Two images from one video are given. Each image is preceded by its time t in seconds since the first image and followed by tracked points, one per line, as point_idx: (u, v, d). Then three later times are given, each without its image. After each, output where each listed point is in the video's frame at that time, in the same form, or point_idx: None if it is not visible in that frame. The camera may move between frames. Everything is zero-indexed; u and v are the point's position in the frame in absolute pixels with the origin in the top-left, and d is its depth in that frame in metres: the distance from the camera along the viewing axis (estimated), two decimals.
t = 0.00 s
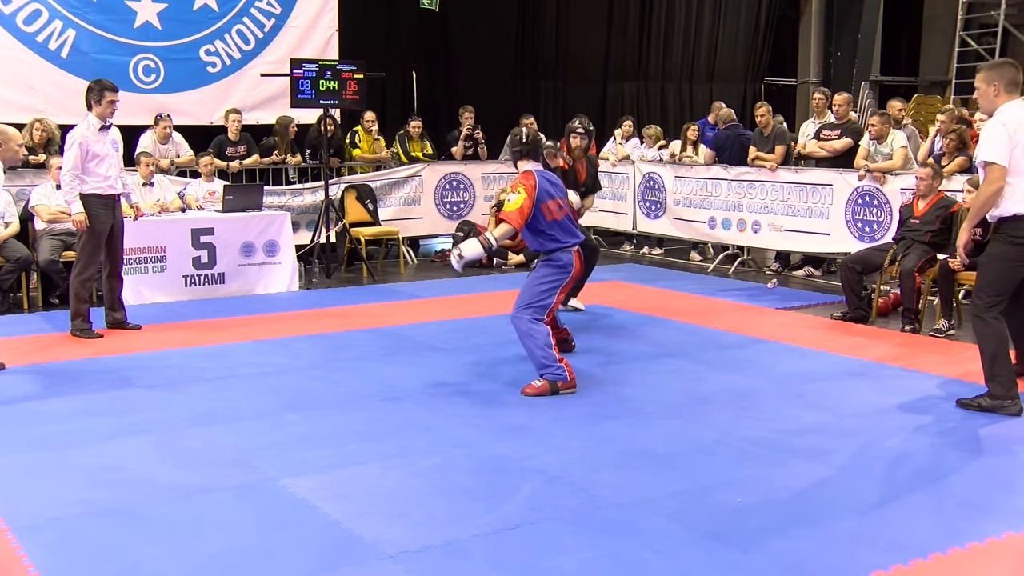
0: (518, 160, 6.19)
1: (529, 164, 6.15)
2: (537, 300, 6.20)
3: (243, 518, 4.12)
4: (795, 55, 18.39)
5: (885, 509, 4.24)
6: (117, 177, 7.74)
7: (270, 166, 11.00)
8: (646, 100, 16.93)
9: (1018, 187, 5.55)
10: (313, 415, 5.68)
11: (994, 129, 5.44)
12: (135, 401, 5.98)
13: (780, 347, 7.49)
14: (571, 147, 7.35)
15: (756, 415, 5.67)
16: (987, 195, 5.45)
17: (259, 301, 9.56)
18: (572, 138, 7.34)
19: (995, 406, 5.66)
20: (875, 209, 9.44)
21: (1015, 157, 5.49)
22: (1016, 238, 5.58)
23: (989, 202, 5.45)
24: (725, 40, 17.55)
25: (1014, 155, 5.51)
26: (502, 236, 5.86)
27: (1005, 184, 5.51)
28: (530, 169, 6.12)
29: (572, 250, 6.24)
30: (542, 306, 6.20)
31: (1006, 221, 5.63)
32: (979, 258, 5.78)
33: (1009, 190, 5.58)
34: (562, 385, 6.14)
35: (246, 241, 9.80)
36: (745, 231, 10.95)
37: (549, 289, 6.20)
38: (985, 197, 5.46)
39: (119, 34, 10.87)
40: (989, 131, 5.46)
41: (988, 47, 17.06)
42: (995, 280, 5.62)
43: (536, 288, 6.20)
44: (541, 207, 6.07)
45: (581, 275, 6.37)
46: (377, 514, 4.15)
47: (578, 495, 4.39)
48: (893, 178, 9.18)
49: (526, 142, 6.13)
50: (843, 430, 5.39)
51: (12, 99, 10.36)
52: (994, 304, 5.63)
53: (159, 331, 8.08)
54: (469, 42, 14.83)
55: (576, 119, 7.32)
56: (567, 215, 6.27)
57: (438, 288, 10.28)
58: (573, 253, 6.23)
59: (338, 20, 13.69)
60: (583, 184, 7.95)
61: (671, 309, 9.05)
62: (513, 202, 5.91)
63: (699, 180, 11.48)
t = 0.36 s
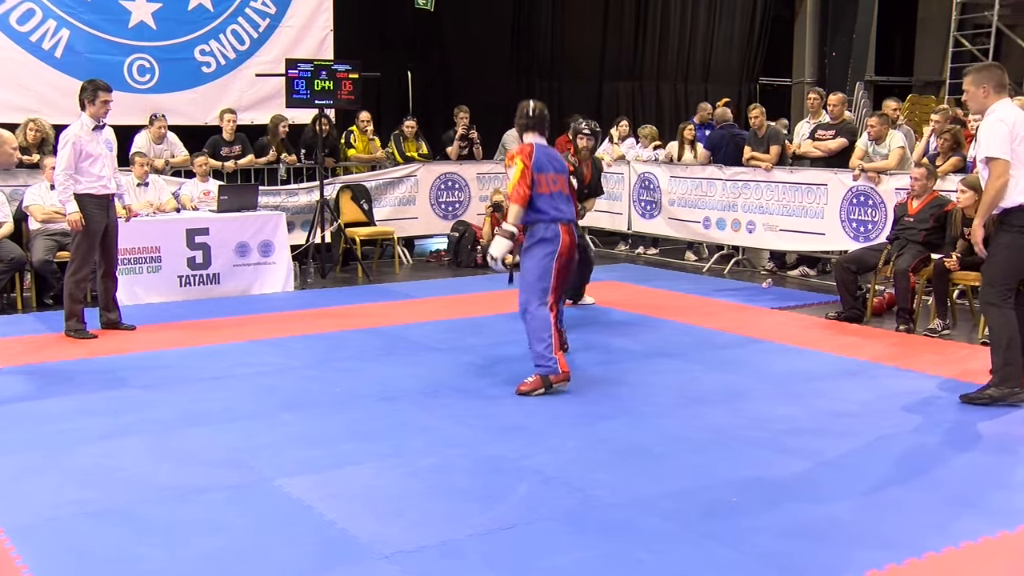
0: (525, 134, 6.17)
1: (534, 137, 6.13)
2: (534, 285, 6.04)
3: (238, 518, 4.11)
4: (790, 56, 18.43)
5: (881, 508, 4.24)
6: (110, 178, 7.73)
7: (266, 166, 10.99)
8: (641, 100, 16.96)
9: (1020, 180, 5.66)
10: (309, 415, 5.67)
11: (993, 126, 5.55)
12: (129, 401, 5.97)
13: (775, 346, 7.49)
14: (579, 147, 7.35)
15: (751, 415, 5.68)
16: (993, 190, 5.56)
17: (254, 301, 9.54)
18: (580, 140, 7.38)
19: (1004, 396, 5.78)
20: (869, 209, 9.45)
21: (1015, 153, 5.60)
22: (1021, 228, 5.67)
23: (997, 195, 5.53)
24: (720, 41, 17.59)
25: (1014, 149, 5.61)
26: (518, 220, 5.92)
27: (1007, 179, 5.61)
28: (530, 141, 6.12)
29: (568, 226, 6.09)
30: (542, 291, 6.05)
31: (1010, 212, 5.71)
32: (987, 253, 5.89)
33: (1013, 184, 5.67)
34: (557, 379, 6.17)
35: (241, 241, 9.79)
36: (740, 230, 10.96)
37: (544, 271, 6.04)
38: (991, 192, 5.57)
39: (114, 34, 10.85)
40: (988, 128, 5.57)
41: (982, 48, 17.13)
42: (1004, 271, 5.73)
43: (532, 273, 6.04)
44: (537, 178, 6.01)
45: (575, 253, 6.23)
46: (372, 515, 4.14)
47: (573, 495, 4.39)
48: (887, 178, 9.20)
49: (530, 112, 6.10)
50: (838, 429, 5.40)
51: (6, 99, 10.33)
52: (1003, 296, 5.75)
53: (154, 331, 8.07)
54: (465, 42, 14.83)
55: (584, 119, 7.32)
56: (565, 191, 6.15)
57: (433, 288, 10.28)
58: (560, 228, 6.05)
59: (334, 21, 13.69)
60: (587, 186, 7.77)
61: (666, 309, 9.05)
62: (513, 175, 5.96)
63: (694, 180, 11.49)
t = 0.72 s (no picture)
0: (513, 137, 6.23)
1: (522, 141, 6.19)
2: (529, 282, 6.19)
3: (224, 520, 4.09)
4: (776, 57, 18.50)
5: (868, 507, 4.26)
6: (93, 178, 7.69)
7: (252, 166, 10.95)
8: (628, 100, 16.98)
9: (996, 175, 5.77)
10: (296, 416, 5.65)
11: (974, 120, 5.65)
12: (115, 402, 5.94)
13: (762, 346, 7.52)
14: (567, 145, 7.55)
15: (738, 415, 5.70)
16: (970, 183, 5.64)
17: (241, 301, 9.51)
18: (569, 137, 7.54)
19: (997, 394, 5.89)
20: (855, 208, 9.49)
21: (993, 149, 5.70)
22: (996, 226, 5.80)
23: (972, 189, 5.62)
24: (706, 41, 17.64)
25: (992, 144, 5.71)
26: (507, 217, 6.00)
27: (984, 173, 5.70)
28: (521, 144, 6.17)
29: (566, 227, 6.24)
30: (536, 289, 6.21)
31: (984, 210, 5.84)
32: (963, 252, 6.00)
33: (988, 179, 5.78)
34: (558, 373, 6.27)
35: (227, 241, 9.75)
36: (727, 230, 10.98)
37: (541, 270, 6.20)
38: (965, 185, 5.65)
39: (98, 33, 10.79)
40: (969, 124, 5.67)
41: (965, 49, 17.25)
42: (985, 270, 5.84)
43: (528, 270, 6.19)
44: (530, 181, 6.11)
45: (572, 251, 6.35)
46: (359, 515, 4.13)
47: (561, 495, 4.39)
48: (873, 177, 9.24)
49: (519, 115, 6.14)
50: (824, 428, 5.42)
51: None
52: (988, 297, 5.86)
53: (140, 332, 8.03)
54: (452, 41, 14.80)
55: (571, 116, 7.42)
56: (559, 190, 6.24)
57: (420, 288, 10.27)
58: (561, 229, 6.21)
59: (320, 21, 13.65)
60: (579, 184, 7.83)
61: (653, 309, 9.06)
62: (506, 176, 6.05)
63: (680, 180, 11.51)
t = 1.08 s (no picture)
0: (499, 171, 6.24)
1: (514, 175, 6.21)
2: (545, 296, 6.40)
3: (213, 521, 4.08)
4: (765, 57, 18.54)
5: (857, 506, 4.27)
6: (82, 178, 7.66)
7: (241, 166, 10.92)
8: (618, 100, 16.99)
9: (974, 181, 5.83)
10: (286, 417, 5.64)
11: (958, 125, 5.67)
12: (104, 403, 5.91)
13: (752, 345, 7.54)
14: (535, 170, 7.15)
15: (728, 414, 5.71)
16: (954, 186, 5.65)
17: (231, 301, 9.49)
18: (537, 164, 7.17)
19: (984, 393, 5.92)
20: (845, 208, 9.52)
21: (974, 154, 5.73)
22: (975, 230, 5.89)
23: (956, 194, 5.63)
24: (696, 42, 17.68)
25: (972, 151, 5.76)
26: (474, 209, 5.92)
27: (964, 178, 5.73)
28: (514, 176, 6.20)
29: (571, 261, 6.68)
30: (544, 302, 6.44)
31: (961, 215, 5.92)
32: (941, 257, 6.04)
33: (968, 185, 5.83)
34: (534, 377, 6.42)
35: (217, 242, 9.73)
36: (717, 230, 11.00)
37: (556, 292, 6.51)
38: (948, 189, 5.66)
39: (86, 33, 10.75)
40: (953, 128, 5.69)
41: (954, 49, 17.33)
42: (965, 273, 5.91)
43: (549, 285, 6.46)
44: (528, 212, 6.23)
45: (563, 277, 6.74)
46: (350, 516, 4.12)
47: (551, 495, 4.39)
48: (862, 177, 9.27)
49: (511, 146, 6.15)
50: (813, 427, 5.44)
51: None
52: (969, 299, 5.93)
53: (130, 333, 8.00)
54: (442, 41, 14.80)
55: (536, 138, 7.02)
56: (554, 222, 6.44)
57: (411, 288, 10.27)
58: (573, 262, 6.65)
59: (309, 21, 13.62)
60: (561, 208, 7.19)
61: (644, 309, 9.06)
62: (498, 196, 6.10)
63: (670, 180, 11.53)
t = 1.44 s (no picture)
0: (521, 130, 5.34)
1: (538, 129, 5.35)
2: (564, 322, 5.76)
3: (211, 521, 4.07)
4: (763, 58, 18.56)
5: (856, 507, 4.27)
6: (80, 178, 7.64)
7: (239, 166, 10.90)
8: (616, 100, 17.00)
9: (964, 183, 5.84)
10: (284, 417, 5.63)
11: (942, 129, 5.72)
12: (101, 404, 5.90)
13: (749, 346, 7.54)
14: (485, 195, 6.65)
15: (724, 414, 5.72)
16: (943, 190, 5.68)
17: (228, 302, 9.48)
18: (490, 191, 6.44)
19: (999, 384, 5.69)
20: (842, 209, 9.53)
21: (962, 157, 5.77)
22: (969, 230, 5.88)
23: (943, 196, 5.66)
24: (693, 43, 17.70)
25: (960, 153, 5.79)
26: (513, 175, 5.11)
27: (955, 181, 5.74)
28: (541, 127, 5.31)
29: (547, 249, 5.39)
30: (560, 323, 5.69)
31: (954, 216, 5.93)
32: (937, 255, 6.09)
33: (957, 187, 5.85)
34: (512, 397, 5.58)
35: (215, 242, 9.71)
36: (715, 230, 11.01)
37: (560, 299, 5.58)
38: (938, 193, 5.68)
39: (84, 33, 10.74)
40: (938, 133, 5.75)
41: (951, 50, 17.36)
42: (960, 270, 5.89)
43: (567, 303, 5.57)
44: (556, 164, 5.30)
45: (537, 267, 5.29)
46: (348, 516, 4.12)
47: (549, 495, 4.39)
48: (860, 178, 9.28)
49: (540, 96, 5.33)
50: (810, 427, 5.45)
51: None
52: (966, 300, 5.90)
53: (127, 333, 7.99)
54: (440, 42, 14.80)
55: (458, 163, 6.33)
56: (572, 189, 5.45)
57: (408, 288, 10.27)
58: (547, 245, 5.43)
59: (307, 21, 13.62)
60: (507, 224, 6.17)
61: (641, 309, 9.07)
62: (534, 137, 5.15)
63: (668, 180, 11.53)
